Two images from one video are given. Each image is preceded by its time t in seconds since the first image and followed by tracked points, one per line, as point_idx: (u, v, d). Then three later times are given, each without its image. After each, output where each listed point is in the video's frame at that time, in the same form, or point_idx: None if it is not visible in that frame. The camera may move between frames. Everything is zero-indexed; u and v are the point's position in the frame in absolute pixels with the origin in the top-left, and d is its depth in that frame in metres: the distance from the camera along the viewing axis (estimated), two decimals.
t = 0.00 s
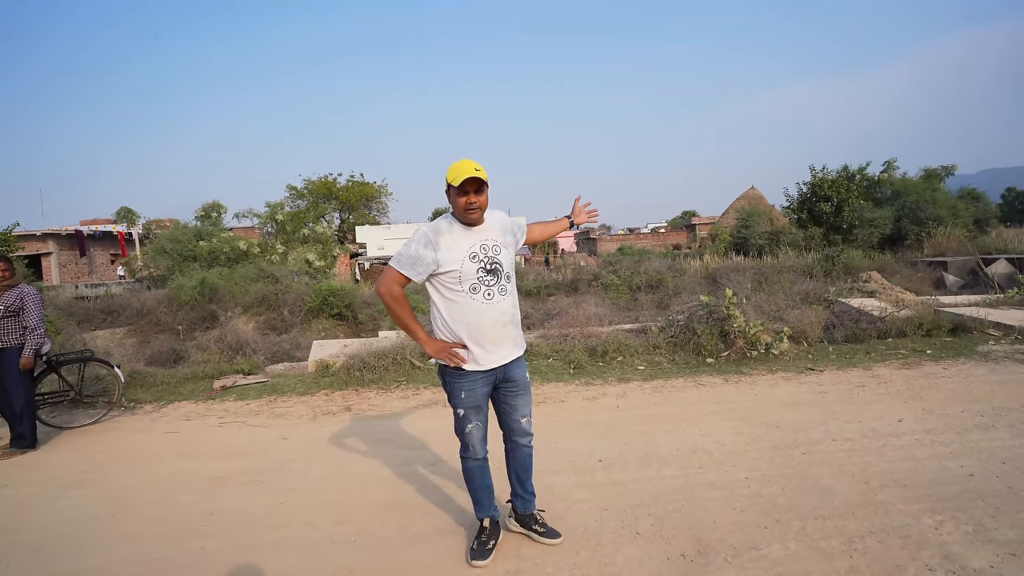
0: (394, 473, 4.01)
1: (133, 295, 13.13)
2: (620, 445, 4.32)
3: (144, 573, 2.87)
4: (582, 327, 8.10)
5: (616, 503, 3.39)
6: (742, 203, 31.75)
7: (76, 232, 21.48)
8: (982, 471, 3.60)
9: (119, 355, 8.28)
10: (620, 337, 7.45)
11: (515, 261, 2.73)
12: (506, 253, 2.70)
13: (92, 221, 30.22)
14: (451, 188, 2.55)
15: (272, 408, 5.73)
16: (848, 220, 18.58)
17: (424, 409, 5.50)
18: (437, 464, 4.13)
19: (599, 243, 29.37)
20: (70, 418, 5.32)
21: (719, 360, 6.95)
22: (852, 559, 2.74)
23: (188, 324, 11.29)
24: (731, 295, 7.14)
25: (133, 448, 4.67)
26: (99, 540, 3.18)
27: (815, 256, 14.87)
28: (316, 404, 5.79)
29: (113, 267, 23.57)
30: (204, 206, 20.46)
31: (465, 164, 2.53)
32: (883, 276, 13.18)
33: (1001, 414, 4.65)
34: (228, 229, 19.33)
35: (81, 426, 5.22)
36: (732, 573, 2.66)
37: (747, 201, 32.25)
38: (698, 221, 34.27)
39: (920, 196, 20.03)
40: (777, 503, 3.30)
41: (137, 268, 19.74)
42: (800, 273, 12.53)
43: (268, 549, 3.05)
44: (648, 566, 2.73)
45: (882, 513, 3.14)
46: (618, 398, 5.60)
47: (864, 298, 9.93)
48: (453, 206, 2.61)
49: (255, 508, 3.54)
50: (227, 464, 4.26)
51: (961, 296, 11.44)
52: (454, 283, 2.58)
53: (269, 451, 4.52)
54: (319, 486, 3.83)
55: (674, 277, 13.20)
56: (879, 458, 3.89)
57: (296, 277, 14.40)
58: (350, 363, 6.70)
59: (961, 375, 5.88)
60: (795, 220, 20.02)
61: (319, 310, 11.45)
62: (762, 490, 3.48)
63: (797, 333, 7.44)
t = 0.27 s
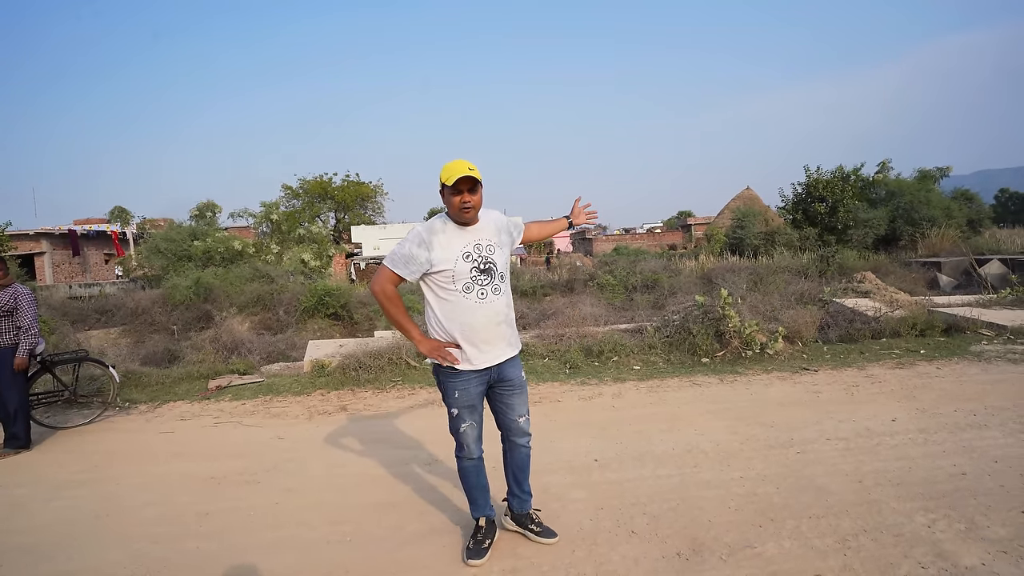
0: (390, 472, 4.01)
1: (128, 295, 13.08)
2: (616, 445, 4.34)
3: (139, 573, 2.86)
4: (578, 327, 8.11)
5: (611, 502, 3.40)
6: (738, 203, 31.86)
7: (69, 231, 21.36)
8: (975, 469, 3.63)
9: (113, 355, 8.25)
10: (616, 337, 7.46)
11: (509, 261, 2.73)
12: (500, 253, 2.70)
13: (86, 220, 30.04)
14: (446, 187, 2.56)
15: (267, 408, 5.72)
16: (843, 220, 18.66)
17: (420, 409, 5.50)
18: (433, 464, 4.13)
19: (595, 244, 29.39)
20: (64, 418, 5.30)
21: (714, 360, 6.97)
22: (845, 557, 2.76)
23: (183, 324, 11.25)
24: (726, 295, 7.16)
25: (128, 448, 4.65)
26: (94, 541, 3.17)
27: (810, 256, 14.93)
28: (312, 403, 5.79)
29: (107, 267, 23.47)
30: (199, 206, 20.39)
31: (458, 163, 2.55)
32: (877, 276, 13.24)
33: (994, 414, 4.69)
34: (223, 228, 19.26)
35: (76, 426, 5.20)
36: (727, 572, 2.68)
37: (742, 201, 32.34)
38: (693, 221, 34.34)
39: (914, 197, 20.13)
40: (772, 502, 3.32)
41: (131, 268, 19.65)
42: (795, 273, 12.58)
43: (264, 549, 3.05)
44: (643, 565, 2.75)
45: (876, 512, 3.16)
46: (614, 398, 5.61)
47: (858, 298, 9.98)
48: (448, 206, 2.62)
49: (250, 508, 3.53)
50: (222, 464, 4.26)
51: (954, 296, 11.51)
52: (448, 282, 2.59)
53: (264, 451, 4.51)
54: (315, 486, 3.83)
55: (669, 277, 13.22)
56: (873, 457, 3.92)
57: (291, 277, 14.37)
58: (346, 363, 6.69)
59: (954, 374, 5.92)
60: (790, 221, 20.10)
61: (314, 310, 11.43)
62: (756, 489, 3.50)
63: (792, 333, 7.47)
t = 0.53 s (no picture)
0: (387, 471, 4.01)
1: (124, 293, 13.04)
2: (612, 444, 4.35)
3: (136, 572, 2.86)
4: (575, 326, 8.12)
5: (608, 501, 3.41)
6: (735, 203, 31.91)
7: (65, 229, 21.28)
8: (970, 468, 3.65)
9: (109, 354, 8.22)
10: (613, 336, 7.47)
11: (501, 257, 2.72)
12: (492, 249, 2.69)
13: (82, 219, 29.92)
14: (431, 187, 2.58)
15: (264, 407, 5.71)
16: (840, 220, 18.70)
17: (417, 408, 5.50)
18: (429, 463, 4.14)
19: (593, 243, 29.38)
20: (60, 417, 5.29)
21: (711, 359, 6.98)
22: (840, 555, 2.77)
23: (180, 323, 11.23)
24: (723, 294, 7.17)
25: (125, 447, 4.64)
26: (90, 540, 3.17)
27: (807, 256, 14.95)
28: (309, 402, 5.78)
29: (103, 266, 23.40)
30: (196, 204, 20.35)
31: (444, 163, 2.55)
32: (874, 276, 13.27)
33: (989, 413, 4.70)
34: (220, 227, 19.22)
35: (72, 425, 5.19)
36: (723, 570, 2.69)
37: (740, 201, 32.38)
38: (691, 221, 34.37)
39: (911, 197, 20.18)
40: (768, 500, 3.33)
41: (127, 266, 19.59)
42: (792, 273, 12.60)
43: (260, 547, 3.05)
44: (639, 563, 2.76)
45: (871, 510, 3.17)
46: (611, 397, 5.62)
47: (855, 298, 10.01)
48: (435, 205, 2.63)
49: (247, 506, 3.53)
50: (219, 463, 4.25)
51: (950, 296, 11.54)
52: (438, 279, 2.59)
53: (261, 450, 4.51)
54: (311, 485, 3.83)
55: (667, 276, 13.24)
56: (868, 455, 3.93)
57: (288, 276, 14.34)
58: (343, 362, 6.69)
59: (950, 374, 5.94)
60: (787, 220, 20.14)
61: (311, 309, 11.41)
62: (752, 488, 3.51)
63: (789, 333, 7.49)
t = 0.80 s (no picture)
0: (385, 467, 4.01)
1: (121, 290, 13.00)
2: (610, 440, 4.35)
3: (133, 568, 2.86)
4: (573, 322, 8.13)
5: (605, 497, 3.41)
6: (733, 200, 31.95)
7: (61, 225, 21.19)
8: (966, 465, 3.66)
9: (106, 350, 8.20)
10: (610, 333, 7.47)
11: (496, 251, 2.70)
12: (486, 244, 2.67)
13: (78, 215, 29.78)
14: (425, 185, 2.56)
15: (262, 403, 5.70)
16: (838, 218, 18.72)
17: (415, 404, 5.50)
18: (426, 460, 4.14)
19: (591, 240, 29.36)
20: (57, 413, 5.28)
21: (708, 356, 7.00)
22: (837, 551, 2.78)
23: (177, 319, 11.20)
24: (721, 291, 7.18)
25: (121, 443, 4.63)
26: (87, 536, 3.16)
27: (804, 253, 14.98)
28: (306, 399, 5.77)
29: (100, 262, 23.32)
30: (193, 200, 20.28)
31: (439, 162, 2.52)
32: (871, 273, 13.29)
33: (985, 410, 4.72)
34: (217, 223, 19.17)
35: (69, 421, 5.17)
36: (720, 566, 2.69)
37: (738, 198, 32.41)
38: (688, 218, 34.38)
39: (908, 194, 20.22)
40: (765, 497, 3.34)
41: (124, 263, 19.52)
42: (789, 270, 12.62)
43: (258, 544, 3.04)
44: (636, 559, 2.76)
45: (868, 507, 3.18)
46: (608, 394, 5.62)
47: (852, 295, 10.03)
48: (430, 202, 2.62)
49: (244, 503, 3.53)
50: (215, 459, 4.24)
51: (947, 294, 11.57)
52: (431, 275, 2.58)
53: (258, 446, 4.50)
54: (308, 481, 3.82)
55: (664, 273, 13.25)
56: (865, 452, 3.94)
57: (285, 272, 14.31)
58: (341, 358, 6.68)
59: (947, 371, 5.96)
60: (784, 218, 20.16)
61: (309, 305, 11.39)
62: (749, 484, 3.52)
63: (786, 330, 7.51)
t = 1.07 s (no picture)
0: (384, 464, 4.01)
1: (120, 286, 13.00)
2: (609, 438, 4.36)
3: (133, 564, 2.86)
4: (572, 320, 8.13)
5: (604, 495, 3.42)
6: (733, 199, 31.96)
7: (61, 222, 21.18)
8: (964, 464, 3.66)
9: (106, 346, 8.20)
10: (610, 331, 7.47)
11: (498, 251, 2.67)
12: (488, 243, 2.64)
13: (77, 212, 29.76)
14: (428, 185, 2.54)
15: (261, 400, 5.71)
16: (838, 217, 18.73)
17: (414, 402, 5.51)
18: (426, 457, 4.14)
19: (591, 238, 29.37)
20: (56, 409, 5.28)
21: (707, 354, 7.00)
22: (835, 549, 2.78)
23: (176, 315, 11.20)
24: (720, 290, 7.18)
25: (121, 440, 4.63)
26: (87, 532, 3.17)
27: (804, 252, 14.99)
28: (306, 396, 5.78)
29: (99, 259, 23.30)
30: (192, 197, 20.27)
31: (441, 161, 2.51)
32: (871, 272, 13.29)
33: (984, 409, 4.72)
34: (217, 220, 19.17)
35: (69, 417, 5.18)
36: (718, 564, 2.70)
37: (738, 197, 32.42)
38: (688, 217, 34.38)
39: (908, 194, 20.23)
40: (764, 495, 3.34)
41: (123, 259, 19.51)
42: (788, 269, 12.63)
43: (257, 540, 3.05)
44: (635, 557, 2.76)
45: (865, 505, 3.19)
46: (607, 392, 5.62)
47: (852, 294, 10.03)
48: (432, 203, 2.59)
49: (243, 500, 3.53)
50: (214, 456, 4.25)
51: (946, 293, 11.58)
52: (431, 274, 2.58)
53: (257, 443, 4.50)
54: (307, 478, 3.83)
55: (664, 272, 13.25)
56: (863, 451, 3.95)
57: (285, 269, 14.31)
58: (340, 356, 6.68)
59: (946, 370, 5.96)
60: (784, 217, 20.18)
61: (308, 302, 11.39)
62: (748, 483, 3.52)
63: (785, 329, 7.52)
